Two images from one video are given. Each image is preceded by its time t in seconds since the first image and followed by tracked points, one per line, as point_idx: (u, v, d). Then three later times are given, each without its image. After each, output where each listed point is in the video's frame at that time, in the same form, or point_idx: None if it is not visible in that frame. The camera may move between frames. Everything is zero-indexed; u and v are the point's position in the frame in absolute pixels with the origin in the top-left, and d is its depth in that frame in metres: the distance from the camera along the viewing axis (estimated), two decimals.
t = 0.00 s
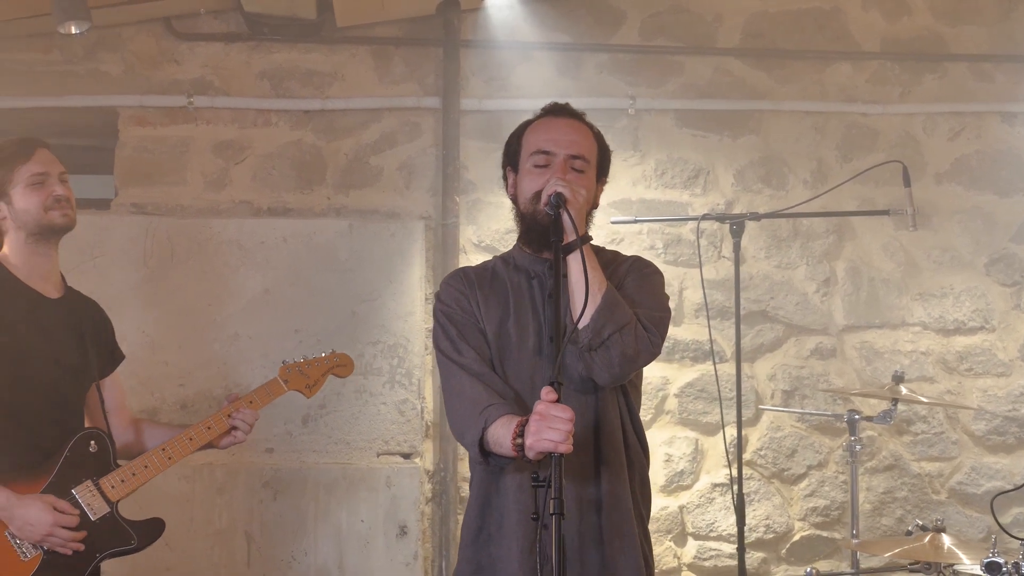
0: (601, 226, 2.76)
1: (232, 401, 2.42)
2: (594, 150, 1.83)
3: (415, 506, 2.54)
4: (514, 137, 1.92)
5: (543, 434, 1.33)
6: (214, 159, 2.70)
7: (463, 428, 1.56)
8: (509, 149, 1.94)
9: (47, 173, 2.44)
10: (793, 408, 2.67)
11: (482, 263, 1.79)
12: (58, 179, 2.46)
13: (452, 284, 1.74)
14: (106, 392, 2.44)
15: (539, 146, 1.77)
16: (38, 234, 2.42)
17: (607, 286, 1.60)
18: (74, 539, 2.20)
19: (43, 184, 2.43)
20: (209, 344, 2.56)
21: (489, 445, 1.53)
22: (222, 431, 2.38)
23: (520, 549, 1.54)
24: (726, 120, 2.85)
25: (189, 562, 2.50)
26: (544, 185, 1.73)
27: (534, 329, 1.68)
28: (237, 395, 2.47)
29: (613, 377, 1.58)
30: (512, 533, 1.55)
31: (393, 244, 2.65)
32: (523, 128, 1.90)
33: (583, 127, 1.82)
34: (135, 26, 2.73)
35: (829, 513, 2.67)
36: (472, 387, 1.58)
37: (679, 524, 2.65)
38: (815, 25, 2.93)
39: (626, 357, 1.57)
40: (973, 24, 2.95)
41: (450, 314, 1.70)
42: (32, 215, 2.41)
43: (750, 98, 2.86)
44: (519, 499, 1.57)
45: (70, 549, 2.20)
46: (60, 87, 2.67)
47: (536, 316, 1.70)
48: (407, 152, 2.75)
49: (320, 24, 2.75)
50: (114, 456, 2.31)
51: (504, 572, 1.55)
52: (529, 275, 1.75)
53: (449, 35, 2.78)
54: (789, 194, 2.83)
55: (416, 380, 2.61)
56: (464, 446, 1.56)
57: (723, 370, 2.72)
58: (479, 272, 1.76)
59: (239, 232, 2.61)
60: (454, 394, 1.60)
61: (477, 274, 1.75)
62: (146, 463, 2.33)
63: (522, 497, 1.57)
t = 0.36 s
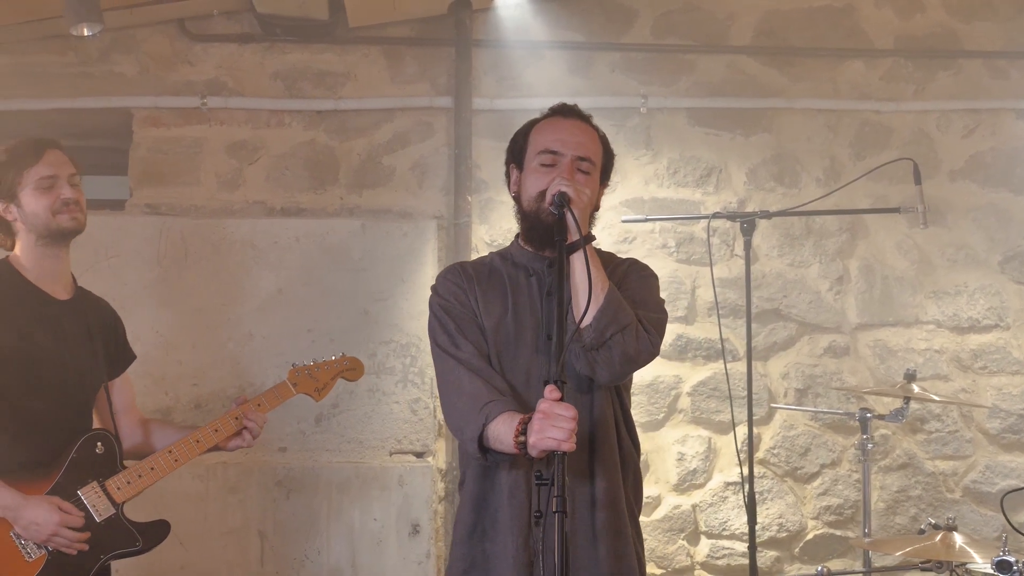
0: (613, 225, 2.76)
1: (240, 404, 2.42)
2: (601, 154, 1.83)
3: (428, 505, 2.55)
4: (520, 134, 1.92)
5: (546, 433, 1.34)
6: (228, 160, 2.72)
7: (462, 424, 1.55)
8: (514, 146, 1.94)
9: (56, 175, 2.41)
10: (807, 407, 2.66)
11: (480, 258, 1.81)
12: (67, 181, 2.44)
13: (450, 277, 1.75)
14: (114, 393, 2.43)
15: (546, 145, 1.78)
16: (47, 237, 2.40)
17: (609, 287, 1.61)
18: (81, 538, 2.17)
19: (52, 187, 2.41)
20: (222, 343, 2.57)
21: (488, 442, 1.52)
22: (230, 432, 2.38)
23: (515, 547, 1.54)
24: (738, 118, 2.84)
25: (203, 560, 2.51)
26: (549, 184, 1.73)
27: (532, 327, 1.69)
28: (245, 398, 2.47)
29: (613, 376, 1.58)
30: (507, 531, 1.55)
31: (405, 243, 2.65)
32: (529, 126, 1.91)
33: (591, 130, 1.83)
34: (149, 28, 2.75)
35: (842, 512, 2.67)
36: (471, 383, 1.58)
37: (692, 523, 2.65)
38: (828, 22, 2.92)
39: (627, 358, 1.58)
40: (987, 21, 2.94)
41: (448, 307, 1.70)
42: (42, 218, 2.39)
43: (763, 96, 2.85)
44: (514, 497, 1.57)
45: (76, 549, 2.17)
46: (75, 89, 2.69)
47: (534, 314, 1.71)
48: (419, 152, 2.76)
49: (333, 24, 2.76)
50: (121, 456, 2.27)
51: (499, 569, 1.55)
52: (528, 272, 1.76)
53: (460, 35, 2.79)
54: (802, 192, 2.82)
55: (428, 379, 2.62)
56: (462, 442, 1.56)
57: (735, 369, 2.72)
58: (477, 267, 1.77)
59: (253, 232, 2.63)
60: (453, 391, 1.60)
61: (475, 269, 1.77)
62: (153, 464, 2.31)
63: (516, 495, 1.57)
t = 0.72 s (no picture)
0: (624, 223, 2.75)
1: (249, 408, 2.40)
2: (603, 154, 1.84)
3: (440, 505, 2.55)
4: (521, 133, 1.92)
5: (553, 431, 1.33)
6: (239, 159, 2.73)
7: (466, 423, 1.55)
8: (515, 146, 1.93)
9: (60, 173, 2.42)
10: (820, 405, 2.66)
11: (481, 256, 1.80)
12: (72, 179, 2.45)
13: (451, 274, 1.75)
14: (125, 390, 2.44)
15: (551, 144, 1.78)
16: (57, 236, 2.42)
17: (615, 287, 1.60)
18: (84, 541, 2.16)
19: (56, 185, 2.42)
20: (233, 343, 2.58)
21: (493, 440, 1.51)
22: (237, 438, 2.36)
23: (515, 546, 1.54)
24: (750, 115, 2.83)
25: (215, 560, 2.52)
26: (554, 182, 1.72)
27: (534, 326, 1.69)
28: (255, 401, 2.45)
29: (619, 375, 1.58)
30: (507, 529, 1.55)
31: (416, 242, 2.65)
32: (530, 125, 1.90)
33: (595, 131, 1.83)
34: (160, 29, 2.76)
35: (856, 510, 2.66)
36: (475, 381, 1.57)
37: (705, 522, 2.64)
38: (841, 18, 2.91)
39: (631, 356, 1.58)
40: (1001, 16, 2.92)
41: (450, 304, 1.70)
42: (51, 217, 2.41)
43: (775, 93, 2.84)
44: (514, 495, 1.57)
45: (79, 551, 2.16)
46: (86, 89, 2.70)
47: (536, 313, 1.71)
48: (430, 151, 2.76)
49: (343, 24, 2.76)
50: (128, 457, 2.27)
51: (498, 567, 1.54)
52: (530, 271, 1.76)
53: (471, 33, 2.79)
54: (814, 190, 2.81)
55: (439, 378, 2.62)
56: (466, 440, 1.55)
57: (747, 367, 2.71)
58: (479, 264, 1.77)
59: (264, 232, 2.64)
60: (456, 389, 1.59)
61: (476, 266, 1.76)
62: (160, 467, 2.31)
63: (516, 494, 1.57)
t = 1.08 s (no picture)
0: (636, 224, 2.75)
1: (256, 409, 2.40)
2: (592, 145, 1.83)
3: (451, 506, 2.55)
4: (505, 142, 1.91)
5: (559, 433, 1.33)
6: (250, 162, 2.73)
7: (481, 435, 1.55)
8: (502, 156, 1.93)
9: (74, 186, 2.44)
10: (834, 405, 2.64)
11: (490, 267, 1.80)
12: (85, 193, 2.46)
13: (462, 288, 1.75)
14: (131, 396, 2.44)
15: (542, 146, 1.77)
16: (64, 248, 2.42)
17: (627, 283, 1.59)
18: (96, 544, 2.16)
19: (70, 198, 2.44)
20: (244, 346, 2.58)
21: (507, 449, 1.51)
22: (246, 438, 2.36)
23: (545, 553, 1.53)
24: (762, 115, 2.82)
25: (227, 562, 2.52)
26: (554, 184, 1.72)
27: (549, 330, 1.68)
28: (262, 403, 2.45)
29: (637, 372, 1.57)
30: (535, 538, 1.55)
31: (427, 244, 2.65)
32: (513, 132, 1.90)
33: (577, 124, 1.83)
34: (171, 32, 2.77)
35: (870, 511, 2.64)
36: (488, 393, 1.57)
37: (718, 523, 2.63)
38: (853, 16, 2.89)
39: (649, 353, 1.57)
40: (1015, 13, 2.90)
41: (462, 319, 1.71)
42: (60, 229, 2.43)
43: (786, 92, 2.83)
44: (540, 502, 1.57)
45: (91, 554, 2.17)
46: (97, 93, 2.71)
47: (549, 317, 1.70)
48: (440, 152, 2.76)
49: (353, 25, 2.76)
50: (138, 461, 2.28)
51: None
52: (540, 275, 1.76)
53: (481, 34, 2.79)
54: (826, 189, 2.80)
55: (449, 379, 2.62)
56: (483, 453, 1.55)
57: (760, 368, 2.70)
58: (489, 275, 1.77)
59: (275, 234, 2.64)
60: (471, 403, 1.59)
61: (487, 277, 1.76)
62: (170, 469, 2.30)
63: (543, 501, 1.57)
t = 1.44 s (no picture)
0: (644, 223, 2.74)
1: (261, 413, 2.40)
2: (581, 144, 1.82)
3: (459, 507, 2.54)
4: (495, 158, 1.91)
5: (561, 434, 1.32)
6: (257, 163, 2.73)
7: (491, 443, 1.54)
8: (494, 171, 1.92)
9: (77, 179, 2.43)
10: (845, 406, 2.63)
11: (499, 277, 1.80)
12: (88, 185, 2.46)
13: (473, 300, 1.76)
14: (141, 394, 2.45)
15: (533, 155, 1.76)
16: (71, 242, 2.42)
17: (633, 280, 1.58)
18: (92, 544, 2.14)
19: (73, 192, 2.43)
20: (252, 347, 2.58)
21: (516, 454, 1.50)
22: (251, 443, 2.36)
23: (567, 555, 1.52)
24: (770, 114, 2.81)
25: (235, 564, 2.52)
26: (552, 188, 1.71)
27: (559, 335, 1.67)
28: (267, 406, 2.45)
29: (649, 370, 1.56)
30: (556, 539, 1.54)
31: (435, 245, 2.65)
32: (501, 146, 1.89)
33: (563, 126, 1.82)
34: (178, 33, 2.77)
35: (881, 512, 2.62)
36: (497, 401, 1.57)
37: (728, 524, 2.62)
38: (862, 14, 2.88)
39: (661, 349, 1.55)
40: None
41: (473, 331, 1.71)
42: (66, 223, 2.42)
43: (795, 90, 2.82)
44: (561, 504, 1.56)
45: (86, 556, 2.14)
46: (105, 95, 2.72)
47: (559, 321, 1.69)
48: (448, 152, 2.75)
49: (360, 25, 2.76)
50: (140, 462, 2.27)
51: None
52: (549, 282, 1.76)
53: (488, 34, 2.78)
54: (836, 188, 2.78)
55: (457, 381, 2.61)
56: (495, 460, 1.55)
57: (769, 368, 2.68)
58: (498, 286, 1.77)
59: (281, 235, 2.64)
60: (481, 413, 1.59)
61: (496, 287, 1.77)
62: (172, 473, 2.29)
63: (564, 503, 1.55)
